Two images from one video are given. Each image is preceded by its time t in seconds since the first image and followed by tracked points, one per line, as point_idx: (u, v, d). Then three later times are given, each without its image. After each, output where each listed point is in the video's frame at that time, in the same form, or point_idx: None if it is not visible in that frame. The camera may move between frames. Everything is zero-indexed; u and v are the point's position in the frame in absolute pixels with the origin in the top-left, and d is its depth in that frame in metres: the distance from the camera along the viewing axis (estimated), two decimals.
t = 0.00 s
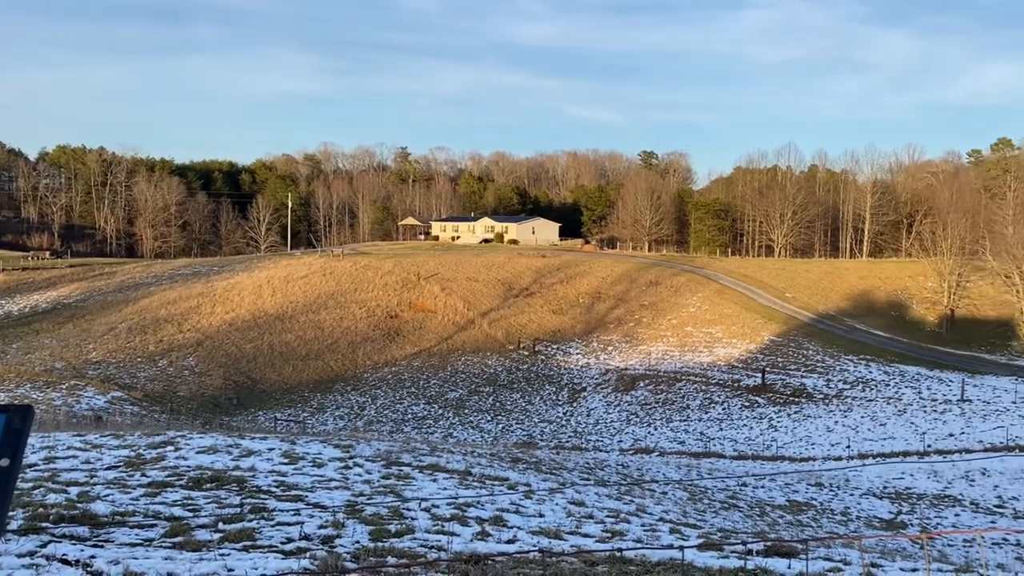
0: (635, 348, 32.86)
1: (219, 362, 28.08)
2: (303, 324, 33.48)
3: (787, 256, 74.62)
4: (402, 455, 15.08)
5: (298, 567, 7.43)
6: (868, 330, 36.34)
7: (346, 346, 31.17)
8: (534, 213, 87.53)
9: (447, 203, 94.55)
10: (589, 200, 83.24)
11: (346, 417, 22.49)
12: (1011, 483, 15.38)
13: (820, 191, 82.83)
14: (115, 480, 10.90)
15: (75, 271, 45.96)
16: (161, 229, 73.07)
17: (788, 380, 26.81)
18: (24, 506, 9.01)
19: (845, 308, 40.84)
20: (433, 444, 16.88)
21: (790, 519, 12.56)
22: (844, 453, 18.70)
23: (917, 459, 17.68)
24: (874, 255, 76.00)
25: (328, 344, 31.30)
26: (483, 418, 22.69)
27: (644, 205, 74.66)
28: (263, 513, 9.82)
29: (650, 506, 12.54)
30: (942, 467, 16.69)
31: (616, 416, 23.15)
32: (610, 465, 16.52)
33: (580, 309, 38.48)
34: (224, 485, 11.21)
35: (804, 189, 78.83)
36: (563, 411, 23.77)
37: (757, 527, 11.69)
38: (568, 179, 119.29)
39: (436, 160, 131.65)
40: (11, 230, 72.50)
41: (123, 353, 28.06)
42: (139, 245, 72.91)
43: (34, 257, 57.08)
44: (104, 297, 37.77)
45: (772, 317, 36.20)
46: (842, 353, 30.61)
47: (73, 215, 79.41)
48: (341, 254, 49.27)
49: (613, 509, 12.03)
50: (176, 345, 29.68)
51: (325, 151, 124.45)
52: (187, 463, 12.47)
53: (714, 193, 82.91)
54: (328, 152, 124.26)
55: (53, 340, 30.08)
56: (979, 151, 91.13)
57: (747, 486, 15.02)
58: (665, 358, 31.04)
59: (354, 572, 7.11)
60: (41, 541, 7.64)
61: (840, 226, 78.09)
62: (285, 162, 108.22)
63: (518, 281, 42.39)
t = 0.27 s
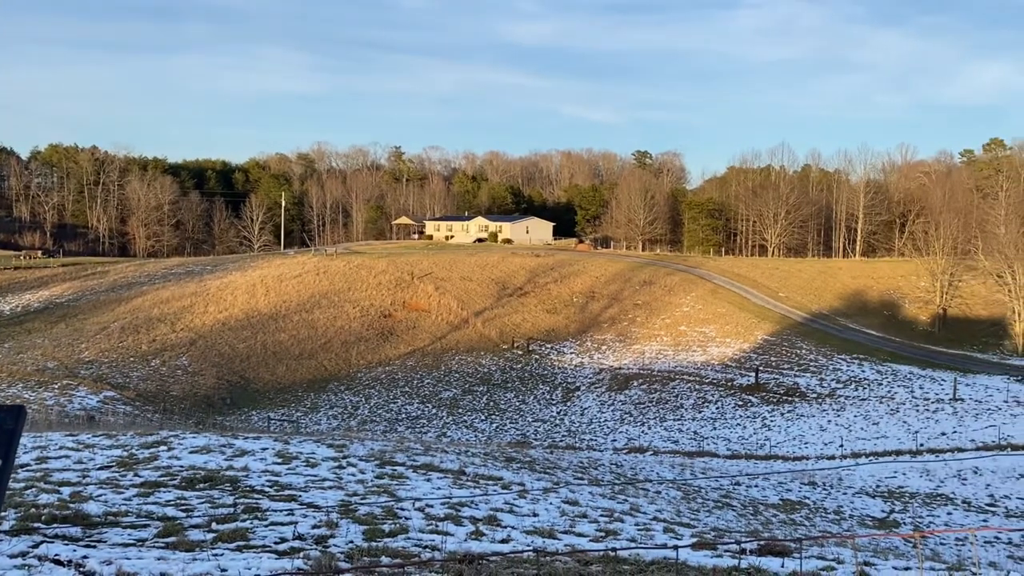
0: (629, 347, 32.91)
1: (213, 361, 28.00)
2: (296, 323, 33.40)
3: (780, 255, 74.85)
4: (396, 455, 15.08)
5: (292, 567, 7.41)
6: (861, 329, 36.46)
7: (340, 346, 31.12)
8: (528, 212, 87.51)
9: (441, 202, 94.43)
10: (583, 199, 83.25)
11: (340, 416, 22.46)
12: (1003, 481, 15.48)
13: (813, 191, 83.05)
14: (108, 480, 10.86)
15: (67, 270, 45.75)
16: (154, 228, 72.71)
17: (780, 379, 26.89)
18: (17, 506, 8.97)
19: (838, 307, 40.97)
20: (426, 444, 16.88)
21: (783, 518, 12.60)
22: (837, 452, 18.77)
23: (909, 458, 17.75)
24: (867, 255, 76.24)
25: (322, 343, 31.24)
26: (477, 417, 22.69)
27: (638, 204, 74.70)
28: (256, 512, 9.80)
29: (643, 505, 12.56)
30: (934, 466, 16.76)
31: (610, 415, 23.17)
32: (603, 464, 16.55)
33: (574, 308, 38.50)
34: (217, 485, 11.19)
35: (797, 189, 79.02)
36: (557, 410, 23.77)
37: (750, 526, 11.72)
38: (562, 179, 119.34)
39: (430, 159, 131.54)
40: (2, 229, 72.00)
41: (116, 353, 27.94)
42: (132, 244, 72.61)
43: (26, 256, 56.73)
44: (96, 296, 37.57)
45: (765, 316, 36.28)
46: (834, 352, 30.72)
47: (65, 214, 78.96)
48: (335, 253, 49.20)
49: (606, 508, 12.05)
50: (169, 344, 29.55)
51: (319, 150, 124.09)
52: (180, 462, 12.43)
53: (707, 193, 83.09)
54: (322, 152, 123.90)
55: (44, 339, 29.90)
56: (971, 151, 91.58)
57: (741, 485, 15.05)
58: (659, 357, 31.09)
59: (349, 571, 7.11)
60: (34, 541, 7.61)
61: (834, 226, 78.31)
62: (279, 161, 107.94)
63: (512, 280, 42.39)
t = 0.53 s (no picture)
0: (623, 346, 32.94)
1: (206, 361, 27.93)
2: (290, 323, 33.33)
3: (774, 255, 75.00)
4: (390, 454, 15.07)
5: (286, 567, 7.40)
6: (855, 329, 36.55)
7: (334, 346, 31.06)
8: (522, 212, 87.47)
9: (435, 201, 94.32)
10: (577, 199, 83.27)
11: (334, 416, 22.43)
12: (996, 480, 15.55)
13: (807, 190, 83.25)
14: (101, 480, 10.82)
15: (60, 269, 45.61)
16: (148, 228, 72.48)
17: (774, 379, 26.96)
18: (9, 507, 8.93)
19: (832, 307, 41.06)
20: (421, 444, 16.87)
21: (777, 517, 12.63)
22: (831, 451, 18.82)
23: (902, 457, 17.81)
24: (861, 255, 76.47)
25: (316, 343, 31.18)
26: (471, 417, 22.68)
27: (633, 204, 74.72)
28: (250, 512, 9.76)
29: (638, 505, 12.58)
30: (927, 465, 16.83)
31: (605, 415, 23.19)
32: (598, 464, 16.56)
33: (568, 308, 38.52)
34: (211, 485, 11.15)
35: (791, 189, 79.19)
36: (552, 410, 23.77)
37: (744, 525, 11.74)
38: (557, 179, 119.39)
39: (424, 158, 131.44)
40: None
41: (109, 353, 27.84)
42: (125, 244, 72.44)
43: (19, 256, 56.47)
44: (89, 296, 37.43)
45: (759, 316, 36.36)
46: (828, 351, 30.79)
47: (57, 214, 78.63)
48: (329, 253, 49.12)
49: (601, 508, 12.06)
50: (163, 344, 29.44)
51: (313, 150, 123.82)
52: (174, 462, 12.40)
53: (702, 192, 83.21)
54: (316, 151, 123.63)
55: (37, 340, 29.75)
56: (963, 151, 91.97)
57: (735, 485, 15.09)
58: (653, 356, 31.13)
59: (343, 572, 7.09)
60: (27, 542, 7.58)
61: (827, 226, 78.52)
62: (273, 161, 107.77)
63: (506, 280, 42.39)
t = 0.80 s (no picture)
0: (618, 346, 32.97)
1: (200, 361, 27.86)
2: (285, 323, 33.26)
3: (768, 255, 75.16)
4: (385, 455, 15.05)
5: (280, 568, 7.38)
6: (848, 329, 36.64)
7: (328, 346, 31.01)
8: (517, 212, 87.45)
9: (430, 202, 94.22)
10: (572, 199, 83.31)
11: (329, 416, 22.39)
12: (989, 479, 15.62)
13: (801, 191, 83.46)
14: (95, 480, 10.79)
15: (53, 270, 45.46)
16: (141, 228, 72.24)
17: (769, 378, 27.02)
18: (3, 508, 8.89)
19: (826, 307, 41.16)
20: (416, 444, 16.85)
21: (771, 516, 12.66)
22: (825, 451, 18.87)
23: (896, 456, 17.87)
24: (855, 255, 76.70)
25: (310, 343, 31.13)
26: (466, 417, 22.67)
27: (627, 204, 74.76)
28: (245, 513, 9.74)
29: (632, 505, 12.58)
30: (921, 465, 16.88)
31: (599, 415, 23.21)
32: (593, 464, 16.57)
33: (563, 308, 38.54)
34: (205, 485, 11.13)
35: (785, 189, 79.37)
36: (547, 410, 23.78)
37: (739, 525, 11.76)
38: (551, 179, 119.43)
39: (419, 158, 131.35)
40: None
41: (103, 353, 27.75)
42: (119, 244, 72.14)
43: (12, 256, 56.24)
44: (83, 296, 37.31)
45: (754, 316, 36.43)
46: (822, 351, 30.86)
47: (51, 214, 78.34)
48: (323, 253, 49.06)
49: (596, 508, 12.06)
50: (157, 345, 29.35)
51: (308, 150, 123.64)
52: (168, 463, 12.37)
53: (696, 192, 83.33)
54: (310, 151, 123.43)
55: (29, 340, 29.63)
56: (957, 151, 92.33)
57: (730, 484, 15.11)
58: (648, 356, 31.16)
59: (337, 572, 7.08)
60: (20, 543, 7.55)
61: (821, 226, 78.72)
62: (267, 161, 107.61)
63: (501, 280, 42.40)
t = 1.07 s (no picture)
0: (613, 347, 33.01)
1: (195, 362, 27.80)
2: (279, 323, 33.21)
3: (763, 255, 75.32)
4: (380, 455, 15.04)
5: (274, 568, 7.37)
6: (843, 329, 36.74)
7: (323, 347, 30.97)
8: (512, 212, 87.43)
9: (425, 202, 94.12)
10: (567, 199, 83.31)
11: (323, 417, 22.37)
12: (983, 479, 15.68)
13: (795, 191, 83.69)
14: (88, 482, 10.74)
15: (46, 270, 45.29)
16: (135, 228, 72.00)
17: (763, 378, 27.07)
18: None
19: (820, 307, 41.26)
20: (411, 445, 16.84)
21: (765, 516, 12.68)
22: (819, 451, 18.92)
23: (890, 456, 17.91)
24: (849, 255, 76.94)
25: (305, 344, 31.08)
26: (461, 418, 22.67)
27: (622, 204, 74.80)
28: (239, 514, 9.72)
29: (627, 504, 12.60)
30: (915, 464, 16.93)
31: (594, 415, 23.23)
32: (588, 464, 16.59)
33: (558, 308, 38.55)
34: (200, 486, 11.09)
35: (780, 189, 79.57)
36: (542, 410, 23.79)
37: (733, 525, 11.78)
38: (546, 179, 119.48)
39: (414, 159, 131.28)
40: None
41: (97, 354, 27.65)
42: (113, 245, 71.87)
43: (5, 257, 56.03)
44: (77, 297, 37.18)
45: (748, 316, 36.50)
46: (816, 351, 30.93)
47: (44, 214, 78.05)
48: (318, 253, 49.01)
49: (591, 508, 12.07)
50: (151, 345, 29.25)
51: (302, 150, 123.46)
52: (161, 464, 12.33)
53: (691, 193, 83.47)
54: (304, 151, 123.27)
55: (23, 341, 29.50)
56: (950, 151, 92.73)
57: (724, 484, 15.13)
58: (643, 356, 31.20)
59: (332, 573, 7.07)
60: (12, 545, 7.51)
61: (816, 226, 78.92)
62: (261, 161, 107.41)
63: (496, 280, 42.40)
